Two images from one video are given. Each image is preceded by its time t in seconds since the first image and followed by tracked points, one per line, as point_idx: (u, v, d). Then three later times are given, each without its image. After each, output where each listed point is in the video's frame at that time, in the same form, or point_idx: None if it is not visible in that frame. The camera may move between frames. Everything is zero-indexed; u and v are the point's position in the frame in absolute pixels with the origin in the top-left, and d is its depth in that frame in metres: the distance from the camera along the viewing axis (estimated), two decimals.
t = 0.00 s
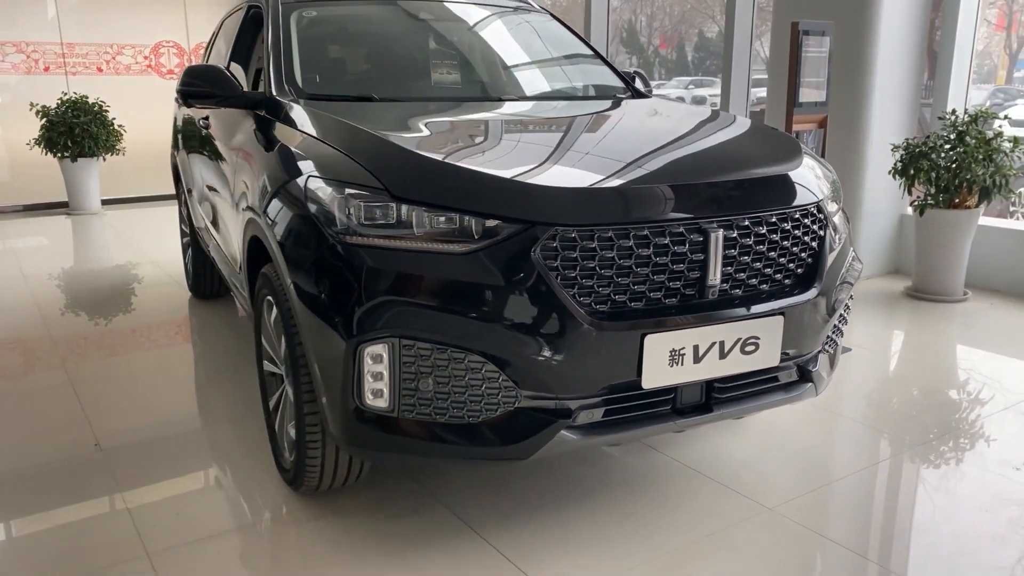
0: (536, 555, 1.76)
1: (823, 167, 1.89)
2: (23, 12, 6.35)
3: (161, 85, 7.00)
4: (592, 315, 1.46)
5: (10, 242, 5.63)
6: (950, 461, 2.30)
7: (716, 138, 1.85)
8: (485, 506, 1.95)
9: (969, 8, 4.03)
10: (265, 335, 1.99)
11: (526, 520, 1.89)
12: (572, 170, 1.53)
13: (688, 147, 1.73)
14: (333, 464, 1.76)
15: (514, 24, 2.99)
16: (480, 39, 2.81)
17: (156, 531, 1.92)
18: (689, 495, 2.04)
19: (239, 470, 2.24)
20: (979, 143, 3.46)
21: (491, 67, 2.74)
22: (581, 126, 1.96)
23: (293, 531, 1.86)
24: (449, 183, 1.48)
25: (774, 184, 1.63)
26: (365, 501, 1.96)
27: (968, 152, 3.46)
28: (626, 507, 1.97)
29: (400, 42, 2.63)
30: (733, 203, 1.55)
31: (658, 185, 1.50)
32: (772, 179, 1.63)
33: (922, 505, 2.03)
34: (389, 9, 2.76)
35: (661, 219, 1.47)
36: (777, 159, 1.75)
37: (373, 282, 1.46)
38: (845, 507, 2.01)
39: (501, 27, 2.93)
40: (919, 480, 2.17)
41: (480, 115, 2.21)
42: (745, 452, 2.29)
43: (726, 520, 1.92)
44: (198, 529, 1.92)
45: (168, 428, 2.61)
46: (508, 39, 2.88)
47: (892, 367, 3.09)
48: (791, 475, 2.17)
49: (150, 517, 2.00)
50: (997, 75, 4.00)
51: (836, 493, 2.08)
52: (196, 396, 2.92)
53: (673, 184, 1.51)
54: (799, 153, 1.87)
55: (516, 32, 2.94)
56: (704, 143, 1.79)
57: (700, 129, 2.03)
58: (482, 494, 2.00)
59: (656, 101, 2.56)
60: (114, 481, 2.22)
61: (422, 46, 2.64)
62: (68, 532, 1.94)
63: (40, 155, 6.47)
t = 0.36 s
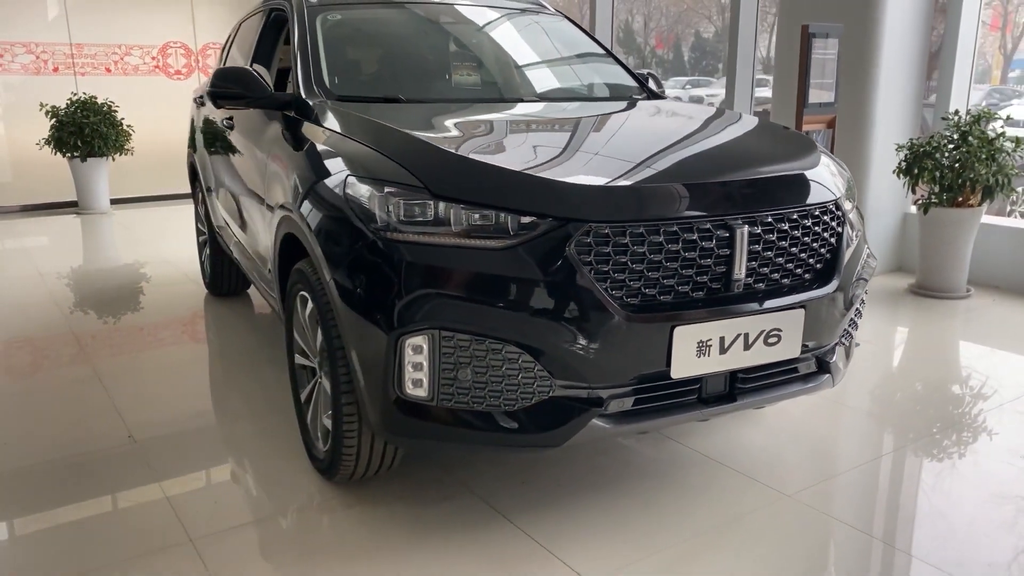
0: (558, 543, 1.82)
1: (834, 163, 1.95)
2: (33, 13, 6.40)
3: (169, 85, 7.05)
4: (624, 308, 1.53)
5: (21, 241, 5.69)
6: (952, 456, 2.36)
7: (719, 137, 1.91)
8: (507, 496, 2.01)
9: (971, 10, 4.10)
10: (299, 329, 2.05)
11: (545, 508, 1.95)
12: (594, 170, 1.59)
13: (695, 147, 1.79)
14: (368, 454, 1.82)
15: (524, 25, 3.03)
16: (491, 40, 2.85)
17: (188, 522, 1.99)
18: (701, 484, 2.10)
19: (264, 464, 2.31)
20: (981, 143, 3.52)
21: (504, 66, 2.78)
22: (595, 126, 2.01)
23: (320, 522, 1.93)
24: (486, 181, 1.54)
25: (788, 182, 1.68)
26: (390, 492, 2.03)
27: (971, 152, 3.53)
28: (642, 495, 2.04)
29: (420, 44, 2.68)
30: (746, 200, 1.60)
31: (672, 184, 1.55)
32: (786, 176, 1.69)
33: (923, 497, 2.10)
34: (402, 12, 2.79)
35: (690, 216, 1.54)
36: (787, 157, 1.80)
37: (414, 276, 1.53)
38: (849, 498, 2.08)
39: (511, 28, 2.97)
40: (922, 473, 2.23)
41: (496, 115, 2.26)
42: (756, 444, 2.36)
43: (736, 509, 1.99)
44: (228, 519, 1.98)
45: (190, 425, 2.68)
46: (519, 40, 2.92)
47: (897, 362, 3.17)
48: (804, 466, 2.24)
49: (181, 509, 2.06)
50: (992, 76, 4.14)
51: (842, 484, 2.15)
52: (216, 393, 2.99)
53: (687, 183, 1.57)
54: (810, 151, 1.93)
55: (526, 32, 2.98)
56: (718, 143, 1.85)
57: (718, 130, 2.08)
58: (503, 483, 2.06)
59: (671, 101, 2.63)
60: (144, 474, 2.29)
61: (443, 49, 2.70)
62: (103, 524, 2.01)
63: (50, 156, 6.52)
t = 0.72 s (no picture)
0: (575, 532, 1.89)
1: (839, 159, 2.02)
2: (34, 14, 6.41)
3: (168, 86, 7.08)
4: (651, 301, 1.60)
5: (24, 241, 5.71)
6: (948, 448, 2.44)
7: (718, 136, 1.98)
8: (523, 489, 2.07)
9: (965, 14, 4.20)
10: (326, 324, 2.11)
11: (561, 499, 2.02)
12: (618, 168, 1.65)
13: (700, 146, 1.86)
14: (397, 445, 1.89)
15: (527, 26, 3.05)
16: (498, 43, 2.87)
17: (214, 514, 2.05)
18: (711, 474, 2.17)
19: (283, 459, 2.37)
20: (976, 143, 3.63)
21: (512, 68, 2.80)
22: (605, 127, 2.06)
23: (344, 513, 1.99)
24: (518, 180, 1.60)
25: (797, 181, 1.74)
26: (410, 485, 2.09)
27: (967, 151, 3.62)
28: (653, 485, 2.10)
29: (433, 46, 2.71)
30: (754, 198, 1.65)
31: (681, 184, 1.61)
32: (797, 174, 1.76)
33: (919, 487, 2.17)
34: (410, 16, 2.80)
35: (714, 213, 1.61)
36: (795, 155, 1.87)
37: (450, 271, 1.59)
38: (848, 488, 2.14)
39: (515, 30, 2.99)
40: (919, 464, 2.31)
41: (505, 116, 2.27)
42: (763, 436, 2.44)
43: (743, 498, 2.06)
44: (253, 511, 2.05)
45: (207, 422, 2.73)
46: (524, 43, 2.95)
47: (895, 357, 3.26)
48: (811, 457, 2.32)
49: (206, 501, 2.12)
50: (974, 76, 4.29)
51: (843, 476, 2.22)
52: (229, 390, 3.04)
53: (695, 182, 1.62)
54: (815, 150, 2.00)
55: (528, 34, 3.01)
56: (729, 142, 1.92)
57: (730, 130, 2.15)
58: (519, 476, 2.12)
59: (681, 102, 2.68)
60: (166, 469, 2.35)
61: (458, 51, 2.74)
62: (131, 516, 2.07)
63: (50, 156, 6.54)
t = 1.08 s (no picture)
0: (582, 526, 1.95)
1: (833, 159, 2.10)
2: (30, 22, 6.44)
3: (164, 93, 7.11)
4: (662, 297, 1.66)
5: (21, 247, 5.72)
6: (938, 444, 2.52)
7: (707, 138, 2.08)
8: (529, 486, 2.13)
9: (951, 23, 4.32)
10: (342, 324, 2.17)
11: (566, 496, 2.08)
12: (631, 170, 1.72)
13: (692, 148, 1.94)
14: (413, 439, 1.95)
15: (523, 33, 3.07)
16: (499, 51, 2.89)
17: (226, 513, 2.10)
18: (710, 472, 2.24)
19: (293, 459, 2.42)
20: (963, 147, 3.73)
21: (513, 75, 2.83)
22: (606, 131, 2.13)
23: (358, 510, 2.04)
24: (534, 182, 1.67)
25: (795, 183, 1.81)
26: (420, 484, 2.14)
27: (954, 155, 3.73)
28: (654, 483, 2.17)
29: (439, 54, 2.75)
30: (751, 200, 1.72)
31: (681, 185, 1.67)
32: (795, 174, 1.83)
33: (905, 482, 2.23)
34: (413, 25, 2.84)
35: (721, 213, 1.68)
36: (790, 156, 1.95)
37: (469, 270, 1.65)
38: (839, 485, 2.20)
39: (511, 37, 3.00)
40: (906, 462, 2.37)
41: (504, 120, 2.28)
42: (761, 435, 2.51)
43: (738, 495, 2.12)
44: (267, 509, 2.10)
45: (216, 424, 2.78)
46: (522, 49, 2.97)
47: (887, 357, 3.34)
48: (809, 454, 2.39)
49: (221, 500, 2.17)
50: (955, 83, 4.41)
51: (835, 474, 2.27)
52: (234, 394, 3.08)
53: (693, 184, 1.69)
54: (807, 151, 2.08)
55: (526, 41, 3.03)
56: (727, 145, 1.99)
57: (731, 134, 2.22)
58: (524, 475, 2.17)
59: (681, 107, 2.74)
60: (177, 471, 2.40)
61: (463, 58, 2.78)
62: (148, 516, 2.12)
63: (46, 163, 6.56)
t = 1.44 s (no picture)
0: (592, 533, 1.98)
1: (834, 170, 2.16)
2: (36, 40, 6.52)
3: (167, 110, 7.18)
4: (673, 303, 1.70)
5: (26, 262, 5.76)
6: (939, 453, 2.55)
7: (708, 151, 2.14)
8: (538, 494, 2.16)
9: (945, 40, 4.40)
10: (355, 333, 2.21)
11: (575, 504, 2.11)
12: (636, 181, 1.77)
13: (695, 160, 1.99)
14: (427, 445, 1.98)
15: (525, 50, 3.13)
16: (503, 67, 2.95)
17: (240, 521, 2.12)
18: (714, 479, 2.28)
19: (304, 470, 2.44)
20: (958, 162, 3.81)
21: (517, 90, 2.89)
22: (611, 144, 2.18)
23: (370, 518, 2.07)
24: (547, 192, 1.71)
25: (796, 195, 1.86)
26: (430, 494, 2.17)
27: (950, 170, 3.79)
28: (660, 490, 2.20)
29: (447, 70, 2.80)
30: (755, 210, 1.77)
31: (684, 196, 1.72)
32: (796, 185, 1.89)
33: (905, 491, 2.27)
34: (418, 42, 2.89)
35: (728, 222, 1.73)
36: (791, 167, 2.01)
37: (484, 277, 1.69)
38: (840, 493, 2.24)
39: (513, 53, 3.06)
40: (904, 471, 2.40)
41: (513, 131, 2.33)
42: (764, 444, 2.55)
43: (743, 502, 2.16)
44: (277, 519, 2.12)
45: (224, 437, 2.80)
46: (524, 65, 3.03)
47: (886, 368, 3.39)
48: (812, 463, 2.43)
49: (231, 511, 2.19)
50: (947, 100, 4.46)
51: (837, 482, 2.31)
52: (241, 406, 3.11)
53: (695, 195, 1.74)
54: (808, 162, 2.14)
55: (528, 56, 3.09)
56: (730, 157, 2.05)
57: (735, 146, 2.28)
58: (532, 484, 2.21)
59: (685, 121, 2.80)
60: (189, 482, 2.42)
61: (470, 74, 2.84)
62: (160, 527, 2.14)
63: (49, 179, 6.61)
